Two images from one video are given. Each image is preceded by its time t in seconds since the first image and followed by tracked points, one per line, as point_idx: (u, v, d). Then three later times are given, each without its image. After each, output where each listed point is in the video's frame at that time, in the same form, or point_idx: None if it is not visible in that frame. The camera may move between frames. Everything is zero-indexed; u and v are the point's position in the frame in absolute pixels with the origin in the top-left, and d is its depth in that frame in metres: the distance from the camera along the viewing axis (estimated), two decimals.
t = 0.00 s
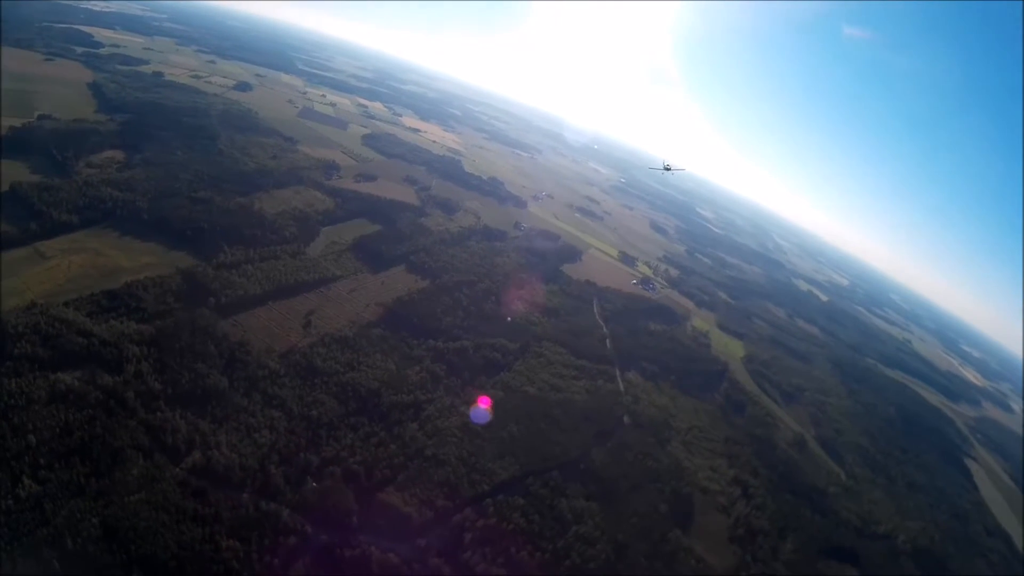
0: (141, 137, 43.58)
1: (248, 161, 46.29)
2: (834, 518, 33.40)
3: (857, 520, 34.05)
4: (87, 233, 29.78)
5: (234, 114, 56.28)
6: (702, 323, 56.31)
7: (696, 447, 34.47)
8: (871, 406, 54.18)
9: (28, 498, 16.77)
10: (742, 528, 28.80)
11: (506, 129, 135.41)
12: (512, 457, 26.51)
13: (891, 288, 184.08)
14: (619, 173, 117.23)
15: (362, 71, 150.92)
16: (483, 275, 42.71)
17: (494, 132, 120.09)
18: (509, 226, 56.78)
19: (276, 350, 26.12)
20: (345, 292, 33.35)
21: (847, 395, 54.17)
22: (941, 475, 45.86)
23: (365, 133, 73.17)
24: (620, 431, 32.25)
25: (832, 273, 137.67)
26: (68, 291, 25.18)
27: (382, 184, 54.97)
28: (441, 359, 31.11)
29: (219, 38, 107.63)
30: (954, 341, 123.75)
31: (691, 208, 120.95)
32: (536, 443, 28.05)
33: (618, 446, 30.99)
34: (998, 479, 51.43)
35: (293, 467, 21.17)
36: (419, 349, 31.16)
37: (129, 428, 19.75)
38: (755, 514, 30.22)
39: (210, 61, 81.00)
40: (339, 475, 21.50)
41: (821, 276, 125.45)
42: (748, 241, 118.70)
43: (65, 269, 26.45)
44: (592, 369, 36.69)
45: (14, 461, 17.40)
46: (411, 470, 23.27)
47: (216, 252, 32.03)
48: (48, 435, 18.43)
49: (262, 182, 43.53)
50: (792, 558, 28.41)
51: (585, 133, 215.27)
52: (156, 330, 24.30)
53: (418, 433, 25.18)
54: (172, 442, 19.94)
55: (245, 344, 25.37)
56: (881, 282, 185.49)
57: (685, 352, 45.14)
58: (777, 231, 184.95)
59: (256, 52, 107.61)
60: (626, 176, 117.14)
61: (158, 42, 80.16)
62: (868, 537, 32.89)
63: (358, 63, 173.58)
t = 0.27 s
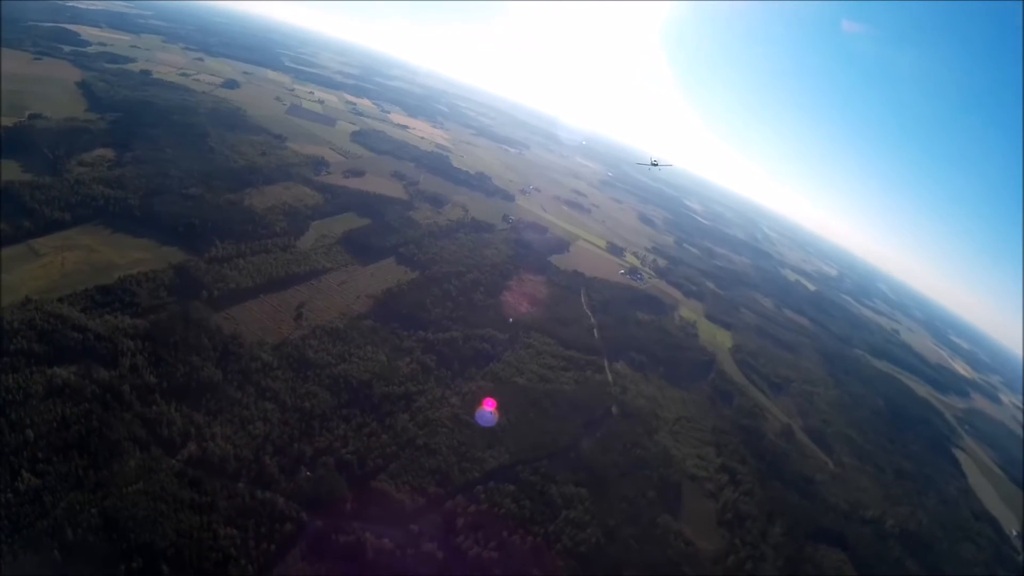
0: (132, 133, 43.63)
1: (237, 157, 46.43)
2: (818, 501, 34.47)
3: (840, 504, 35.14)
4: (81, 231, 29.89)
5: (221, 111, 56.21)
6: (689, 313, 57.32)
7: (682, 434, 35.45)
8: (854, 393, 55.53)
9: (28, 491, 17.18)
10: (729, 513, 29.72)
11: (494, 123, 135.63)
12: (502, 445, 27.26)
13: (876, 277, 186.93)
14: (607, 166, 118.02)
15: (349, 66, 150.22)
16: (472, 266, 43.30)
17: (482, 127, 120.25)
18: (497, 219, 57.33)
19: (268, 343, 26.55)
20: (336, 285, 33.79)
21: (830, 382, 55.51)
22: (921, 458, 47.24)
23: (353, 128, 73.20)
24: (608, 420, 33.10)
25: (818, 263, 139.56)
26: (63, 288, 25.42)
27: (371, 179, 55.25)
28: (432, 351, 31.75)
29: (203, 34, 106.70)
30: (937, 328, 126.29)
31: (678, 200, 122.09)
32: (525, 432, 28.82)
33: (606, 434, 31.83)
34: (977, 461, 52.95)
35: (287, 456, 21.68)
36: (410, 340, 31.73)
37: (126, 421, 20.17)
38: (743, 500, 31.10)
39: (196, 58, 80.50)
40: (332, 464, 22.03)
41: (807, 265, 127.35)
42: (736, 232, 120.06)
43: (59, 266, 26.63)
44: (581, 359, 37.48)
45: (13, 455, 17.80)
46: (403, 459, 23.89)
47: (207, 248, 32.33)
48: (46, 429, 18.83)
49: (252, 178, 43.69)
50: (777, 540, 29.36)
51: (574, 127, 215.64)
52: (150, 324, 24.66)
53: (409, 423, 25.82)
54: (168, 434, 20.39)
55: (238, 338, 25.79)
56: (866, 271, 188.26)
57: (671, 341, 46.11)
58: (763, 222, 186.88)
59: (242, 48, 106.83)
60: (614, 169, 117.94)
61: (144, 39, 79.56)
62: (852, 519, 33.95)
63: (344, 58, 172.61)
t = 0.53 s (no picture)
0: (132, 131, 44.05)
1: (228, 154, 46.51)
2: (805, 487, 35.36)
3: (827, 489, 36.02)
4: (75, 228, 30.11)
5: (211, 107, 56.10)
6: (678, 305, 58.19)
7: (671, 423, 36.26)
8: (840, 382, 56.65)
9: (31, 484, 17.58)
10: (720, 500, 30.47)
11: (483, 118, 135.72)
12: (495, 434, 27.89)
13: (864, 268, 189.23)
14: (596, 160, 118.62)
15: (338, 62, 149.45)
16: (463, 260, 43.81)
17: (472, 122, 120.26)
18: (486, 213, 57.79)
19: (263, 336, 26.97)
20: (329, 279, 34.20)
21: (816, 371, 56.60)
22: (908, 446, 48.25)
23: (342, 124, 73.16)
24: (599, 410, 33.82)
25: (806, 255, 141.03)
26: (60, 285, 25.71)
27: (361, 174, 55.45)
28: (424, 343, 32.32)
29: (191, 30, 105.84)
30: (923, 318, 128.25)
31: (668, 192, 122.99)
32: (516, 421, 29.47)
33: (597, 423, 32.55)
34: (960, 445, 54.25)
35: (284, 447, 22.22)
36: (402, 332, 32.23)
37: (124, 415, 20.58)
38: (732, 486, 31.87)
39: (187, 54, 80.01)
40: (328, 454, 22.60)
41: (794, 256, 128.89)
42: (725, 225, 121.14)
43: (54, 263, 26.88)
44: (571, 350, 38.15)
45: (15, 450, 18.18)
46: (398, 448, 24.46)
47: (201, 244, 32.59)
48: (46, 424, 19.21)
49: (244, 174, 43.79)
50: (766, 525, 30.10)
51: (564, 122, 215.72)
52: (146, 320, 25.02)
53: (403, 414, 26.41)
54: (166, 427, 20.81)
55: (233, 331, 26.19)
56: (854, 263, 190.46)
57: (661, 332, 46.93)
58: (752, 213, 188.46)
59: (230, 44, 106.10)
60: (603, 162, 118.56)
61: (133, 35, 78.93)
62: (838, 503, 34.85)
63: (333, 54, 171.69)
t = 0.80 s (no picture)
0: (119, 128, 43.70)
1: (221, 154, 46.65)
2: (796, 473, 36.14)
3: (818, 476, 36.83)
4: (72, 229, 30.33)
5: (204, 108, 56.10)
6: (670, 297, 58.95)
7: (664, 412, 36.95)
8: (830, 370, 57.62)
9: (35, 481, 17.97)
10: (713, 488, 31.15)
11: (474, 114, 135.86)
12: (490, 426, 28.48)
13: (855, 259, 191.17)
14: (587, 155, 119.21)
15: (328, 61, 149.07)
16: (456, 256, 44.30)
17: (463, 119, 120.47)
18: (479, 209, 58.22)
19: (260, 333, 27.43)
20: (324, 276, 34.62)
21: (807, 360, 57.53)
22: (902, 435, 49.09)
23: (334, 122, 73.23)
24: (593, 401, 34.44)
25: (797, 247, 142.33)
26: (58, 285, 26.01)
27: (354, 172, 55.68)
28: (419, 337, 32.81)
29: (179, 31, 105.25)
30: (913, 307, 129.88)
31: (659, 186, 123.79)
32: (511, 412, 30.03)
33: (591, 413, 33.19)
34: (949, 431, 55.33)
35: (284, 441, 22.71)
36: (397, 327, 32.71)
37: (126, 412, 20.98)
38: (725, 474, 32.56)
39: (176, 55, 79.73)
40: (327, 447, 23.14)
41: (785, 247, 130.21)
42: (717, 218, 122.10)
43: (52, 264, 27.14)
44: (565, 343, 38.74)
45: (19, 448, 18.56)
46: (395, 440, 24.99)
47: (196, 243, 32.89)
48: (49, 422, 19.61)
49: (237, 174, 43.95)
50: (759, 512, 30.80)
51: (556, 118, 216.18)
52: (145, 319, 25.42)
53: (399, 407, 26.96)
54: (167, 423, 21.24)
55: (231, 329, 26.62)
56: (846, 254, 192.31)
57: (653, 323, 47.63)
58: (743, 206, 189.86)
59: (220, 44, 105.64)
60: (594, 157, 119.12)
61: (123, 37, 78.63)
62: (832, 491, 35.56)
63: (322, 53, 171.12)
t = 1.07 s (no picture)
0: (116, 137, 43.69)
1: (213, 155, 46.75)
2: (787, 462, 36.95)
3: (807, 463, 37.66)
4: (68, 232, 30.53)
5: (196, 109, 56.07)
6: (661, 291, 59.73)
7: (656, 404, 37.65)
8: (819, 361, 58.66)
9: (38, 479, 18.37)
10: (706, 477, 31.85)
11: (464, 113, 136.11)
12: (484, 419, 29.07)
13: (844, 252, 193.43)
14: (578, 152, 119.85)
15: (318, 61, 148.72)
16: (448, 253, 44.84)
17: (453, 117, 120.73)
18: (470, 207, 58.68)
19: (256, 331, 27.89)
20: (318, 274, 35.07)
21: (796, 351, 58.55)
22: (893, 425, 50.07)
23: (325, 122, 73.29)
24: (585, 394, 35.08)
25: (787, 240, 143.91)
26: (56, 287, 26.30)
27: (346, 172, 55.90)
28: (412, 333, 33.34)
29: (167, 31, 104.60)
30: (899, 298, 131.90)
31: (649, 182, 124.66)
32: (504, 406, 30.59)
33: (583, 406, 33.82)
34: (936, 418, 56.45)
35: (282, 436, 23.23)
36: (391, 324, 33.24)
37: (125, 410, 21.38)
38: (717, 464, 33.30)
39: (166, 56, 79.48)
40: (325, 441, 23.71)
41: (774, 241, 131.64)
42: (707, 213, 123.23)
43: (49, 266, 27.40)
44: (557, 338, 39.36)
45: (21, 447, 18.93)
46: (391, 434, 25.53)
47: (191, 244, 33.24)
48: (50, 421, 20.01)
49: (230, 175, 44.16)
50: (750, 500, 31.54)
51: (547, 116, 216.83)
52: (142, 319, 25.82)
53: (395, 401, 27.51)
54: (167, 420, 21.66)
55: (228, 327, 27.07)
56: (835, 247, 194.48)
57: (644, 317, 48.38)
58: (732, 201, 191.51)
59: (208, 45, 105.15)
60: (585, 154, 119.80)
61: (114, 39, 78.27)
62: (824, 480, 36.37)
63: (310, 52, 170.51)
